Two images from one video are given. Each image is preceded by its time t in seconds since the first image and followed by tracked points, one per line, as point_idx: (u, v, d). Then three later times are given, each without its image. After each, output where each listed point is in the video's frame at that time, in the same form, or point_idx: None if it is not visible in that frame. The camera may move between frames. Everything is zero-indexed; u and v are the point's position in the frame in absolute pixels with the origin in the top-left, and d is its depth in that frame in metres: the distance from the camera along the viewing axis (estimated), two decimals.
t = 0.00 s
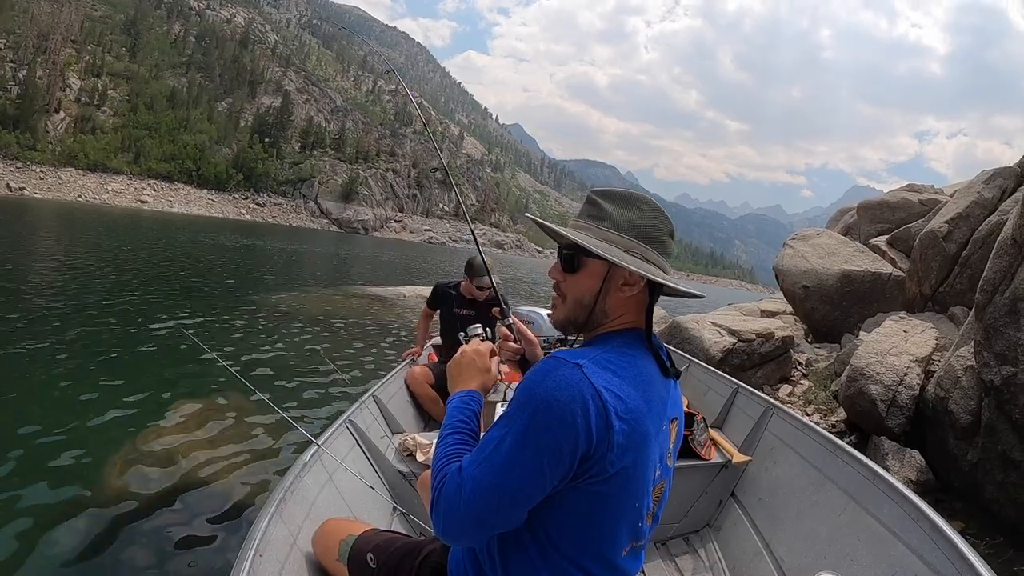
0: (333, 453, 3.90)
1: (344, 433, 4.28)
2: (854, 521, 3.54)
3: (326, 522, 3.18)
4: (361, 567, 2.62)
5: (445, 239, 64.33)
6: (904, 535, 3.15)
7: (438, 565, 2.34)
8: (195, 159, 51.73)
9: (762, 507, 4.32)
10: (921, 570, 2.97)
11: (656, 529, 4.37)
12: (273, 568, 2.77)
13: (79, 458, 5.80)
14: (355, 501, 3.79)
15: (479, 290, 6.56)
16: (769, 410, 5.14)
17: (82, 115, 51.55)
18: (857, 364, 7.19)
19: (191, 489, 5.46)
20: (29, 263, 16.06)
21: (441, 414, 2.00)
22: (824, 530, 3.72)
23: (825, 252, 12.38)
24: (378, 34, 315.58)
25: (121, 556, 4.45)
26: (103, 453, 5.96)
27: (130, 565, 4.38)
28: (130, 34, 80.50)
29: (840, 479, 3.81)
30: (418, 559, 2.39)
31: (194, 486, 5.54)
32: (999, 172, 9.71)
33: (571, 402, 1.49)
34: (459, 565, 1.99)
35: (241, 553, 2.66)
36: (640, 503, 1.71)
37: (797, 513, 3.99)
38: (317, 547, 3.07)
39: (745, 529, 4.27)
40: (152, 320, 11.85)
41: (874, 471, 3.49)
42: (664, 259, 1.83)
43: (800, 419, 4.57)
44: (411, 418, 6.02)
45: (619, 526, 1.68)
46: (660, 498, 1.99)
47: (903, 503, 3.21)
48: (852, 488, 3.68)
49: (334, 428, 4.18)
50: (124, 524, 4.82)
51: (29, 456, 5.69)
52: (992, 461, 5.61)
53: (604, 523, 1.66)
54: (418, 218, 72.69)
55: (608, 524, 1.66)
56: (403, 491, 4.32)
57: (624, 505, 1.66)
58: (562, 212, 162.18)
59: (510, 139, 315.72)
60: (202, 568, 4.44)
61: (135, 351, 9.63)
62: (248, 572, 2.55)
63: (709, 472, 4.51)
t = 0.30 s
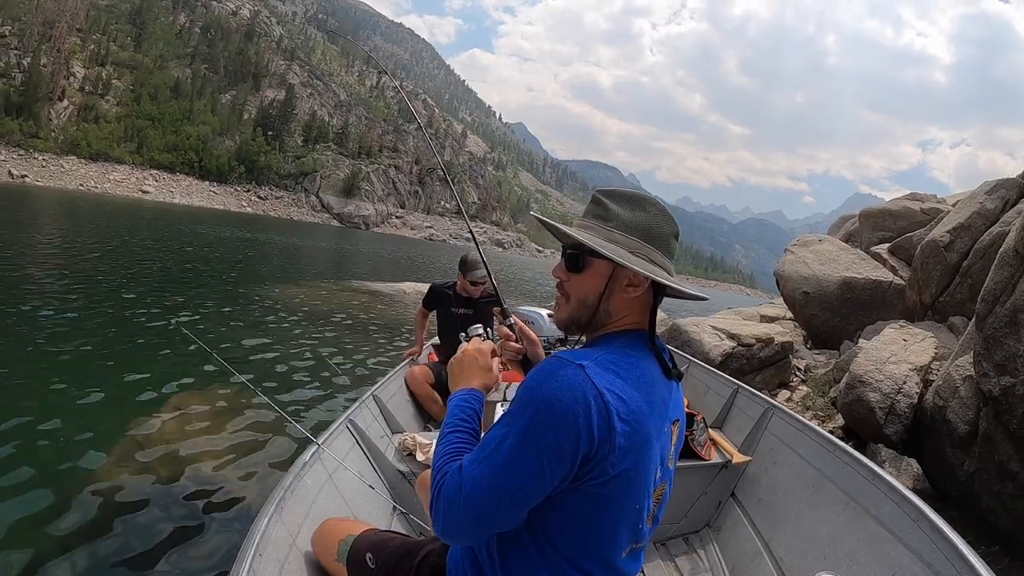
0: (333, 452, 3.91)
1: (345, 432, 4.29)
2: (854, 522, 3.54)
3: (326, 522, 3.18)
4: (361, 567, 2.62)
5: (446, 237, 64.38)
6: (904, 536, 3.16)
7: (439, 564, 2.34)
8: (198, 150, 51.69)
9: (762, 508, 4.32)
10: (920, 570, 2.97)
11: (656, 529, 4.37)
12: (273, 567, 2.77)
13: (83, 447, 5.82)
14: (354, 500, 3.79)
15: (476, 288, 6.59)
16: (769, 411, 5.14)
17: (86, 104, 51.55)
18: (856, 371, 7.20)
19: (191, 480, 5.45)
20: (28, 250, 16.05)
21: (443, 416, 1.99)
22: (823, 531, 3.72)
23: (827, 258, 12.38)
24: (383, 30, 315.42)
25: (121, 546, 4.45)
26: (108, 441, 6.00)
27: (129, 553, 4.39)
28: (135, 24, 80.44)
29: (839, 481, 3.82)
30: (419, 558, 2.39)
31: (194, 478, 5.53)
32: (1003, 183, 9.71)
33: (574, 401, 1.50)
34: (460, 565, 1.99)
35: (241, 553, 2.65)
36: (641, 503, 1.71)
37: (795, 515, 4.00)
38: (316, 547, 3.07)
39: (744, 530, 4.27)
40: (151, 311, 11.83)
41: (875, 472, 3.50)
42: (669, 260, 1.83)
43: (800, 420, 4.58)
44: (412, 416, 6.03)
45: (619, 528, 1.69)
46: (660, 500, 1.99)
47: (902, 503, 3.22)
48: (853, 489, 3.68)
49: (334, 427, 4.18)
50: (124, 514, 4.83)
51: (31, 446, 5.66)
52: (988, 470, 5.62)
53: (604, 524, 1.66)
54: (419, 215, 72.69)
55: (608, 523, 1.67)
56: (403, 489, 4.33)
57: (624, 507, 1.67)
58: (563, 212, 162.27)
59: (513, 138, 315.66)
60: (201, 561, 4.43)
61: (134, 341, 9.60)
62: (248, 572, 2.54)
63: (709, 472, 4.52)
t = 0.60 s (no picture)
0: (333, 452, 3.91)
1: (344, 432, 4.29)
2: (854, 522, 3.54)
3: (326, 522, 3.18)
4: (360, 568, 2.62)
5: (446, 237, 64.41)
6: (904, 536, 3.15)
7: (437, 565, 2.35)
8: (198, 150, 51.72)
9: (762, 507, 4.32)
10: (920, 570, 2.97)
11: (656, 529, 4.37)
12: (273, 568, 2.77)
13: (77, 450, 5.73)
14: (354, 500, 3.79)
15: (476, 284, 6.58)
16: (769, 410, 5.14)
17: (86, 104, 51.59)
18: (856, 371, 7.19)
19: (191, 482, 5.45)
20: (28, 251, 16.07)
21: (438, 419, 1.98)
22: (822, 531, 3.72)
23: (827, 258, 12.36)
24: (383, 30, 315.35)
25: (120, 548, 4.44)
26: (107, 443, 5.97)
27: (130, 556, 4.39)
28: (135, 24, 80.46)
29: (839, 480, 3.82)
30: (418, 559, 2.39)
31: (197, 480, 5.54)
32: (1003, 181, 9.71)
33: (565, 404, 1.50)
34: (458, 567, 1.98)
35: (241, 554, 2.65)
36: (637, 504, 1.72)
37: (795, 515, 4.00)
38: (317, 547, 3.08)
39: (745, 530, 4.27)
40: (151, 311, 11.84)
41: (874, 471, 3.50)
42: (660, 257, 1.83)
43: (800, 420, 4.57)
44: (412, 416, 6.03)
45: (614, 528, 1.69)
46: (657, 498, 2.00)
47: (902, 503, 3.22)
48: (852, 488, 3.68)
49: (334, 428, 4.18)
50: (124, 517, 4.82)
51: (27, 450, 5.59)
52: (990, 469, 5.61)
53: (600, 525, 1.66)
54: (420, 214, 72.68)
55: (604, 525, 1.67)
56: (403, 490, 4.33)
57: (620, 506, 1.66)
58: (563, 211, 162.32)
59: (513, 137, 315.65)
60: (200, 562, 4.43)
61: (134, 342, 9.60)
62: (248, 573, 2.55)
63: (709, 472, 4.51)
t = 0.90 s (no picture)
0: (333, 452, 3.91)
1: (345, 432, 4.29)
2: (855, 521, 3.54)
3: (326, 523, 3.18)
4: (361, 568, 2.62)
5: (446, 239, 64.44)
6: (904, 533, 3.15)
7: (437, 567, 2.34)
8: (196, 158, 51.78)
9: (763, 506, 4.32)
10: (919, 569, 2.97)
11: (655, 529, 4.38)
12: (274, 567, 2.77)
13: (72, 462, 5.69)
14: (354, 500, 3.79)
15: (478, 282, 6.59)
16: (769, 410, 5.14)
17: (83, 115, 51.63)
18: (857, 364, 7.18)
19: (193, 490, 5.46)
20: (28, 263, 16.13)
21: (434, 422, 1.98)
22: (824, 529, 3.72)
23: (827, 251, 12.35)
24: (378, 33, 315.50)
25: (122, 557, 4.44)
26: (103, 455, 5.92)
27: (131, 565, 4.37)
28: (130, 34, 80.52)
29: (840, 478, 3.82)
30: (418, 560, 2.39)
31: (197, 487, 5.53)
32: (1001, 170, 9.69)
33: (557, 407, 1.50)
34: (458, 569, 1.98)
35: (241, 555, 2.65)
36: (635, 504, 1.71)
37: (797, 513, 3.99)
38: (317, 547, 3.08)
39: (745, 529, 4.27)
40: (151, 320, 11.85)
41: (875, 470, 3.49)
42: (652, 255, 1.83)
43: (801, 418, 4.57)
44: (412, 417, 6.02)
45: (611, 531, 1.68)
46: (656, 498, 2.01)
47: (901, 501, 3.23)
48: (852, 487, 3.68)
49: (334, 428, 4.18)
50: (128, 525, 4.83)
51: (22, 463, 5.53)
52: (993, 460, 5.61)
53: (597, 528, 1.65)
54: (419, 217, 72.75)
55: (601, 526, 1.66)
56: (403, 490, 4.34)
57: (615, 507, 1.66)
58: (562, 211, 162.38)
59: (510, 138, 315.83)
60: (201, 569, 4.42)
61: (136, 352, 9.61)
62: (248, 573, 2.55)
63: (708, 471, 4.51)
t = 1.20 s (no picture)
0: (333, 452, 3.91)
1: (345, 433, 4.28)
2: (855, 520, 3.53)
3: (326, 523, 3.18)
4: (361, 568, 2.62)
5: (445, 240, 64.47)
6: (905, 534, 3.14)
7: (436, 566, 2.34)
8: (195, 163, 51.79)
9: (763, 506, 4.31)
10: (921, 569, 2.96)
11: (656, 529, 4.37)
12: (273, 567, 2.77)
13: (68, 468, 5.68)
14: (355, 501, 3.79)
15: (484, 283, 6.61)
16: (770, 409, 5.13)
17: (81, 121, 51.66)
18: (859, 360, 7.18)
19: (194, 494, 5.47)
20: (29, 270, 16.15)
21: (437, 420, 1.98)
22: (824, 528, 3.72)
23: (827, 248, 12.33)
24: (375, 36, 315.59)
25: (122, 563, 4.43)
26: (102, 461, 5.92)
27: (132, 570, 4.38)
28: (128, 40, 80.53)
29: (840, 478, 3.81)
30: (418, 559, 2.39)
31: (196, 492, 5.53)
32: (1000, 165, 9.69)
33: (562, 408, 1.50)
34: (458, 568, 1.98)
35: (241, 555, 2.65)
36: (637, 505, 1.71)
37: (797, 512, 3.99)
38: (317, 548, 3.08)
39: (746, 529, 4.27)
40: (152, 325, 11.86)
41: (875, 470, 3.49)
42: (656, 256, 1.83)
43: (801, 418, 4.56)
44: (412, 417, 6.00)
45: (612, 531, 1.68)
46: (658, 498, 2.00)
47: (903, 502, 3.21)
48: (853, 487, 3.67)
49: (334, 428, 4.18)
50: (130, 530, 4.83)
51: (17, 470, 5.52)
52: (996, 455, 5.60)
53: (599, 527, 1.65)
54: (418, 219, 72.78)
55: (602, 527, 1.66)
56: (404, 491, 4.34)
57: (618, 508, 1.66)
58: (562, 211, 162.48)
59: (509, 138, 315.92)
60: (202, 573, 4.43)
61: (137, 357, 9.62)
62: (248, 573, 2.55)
63: (709, 471, 4.51)
